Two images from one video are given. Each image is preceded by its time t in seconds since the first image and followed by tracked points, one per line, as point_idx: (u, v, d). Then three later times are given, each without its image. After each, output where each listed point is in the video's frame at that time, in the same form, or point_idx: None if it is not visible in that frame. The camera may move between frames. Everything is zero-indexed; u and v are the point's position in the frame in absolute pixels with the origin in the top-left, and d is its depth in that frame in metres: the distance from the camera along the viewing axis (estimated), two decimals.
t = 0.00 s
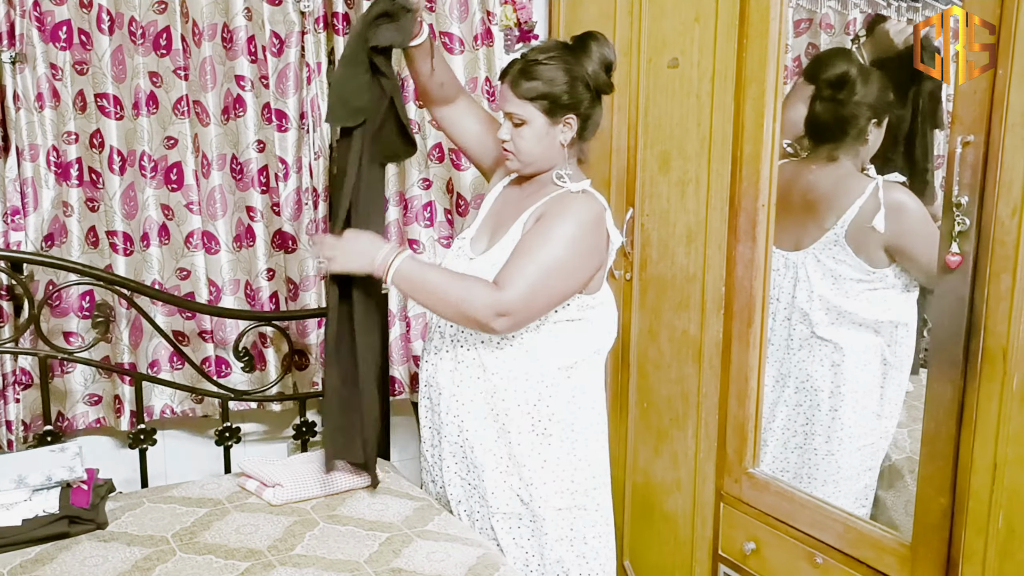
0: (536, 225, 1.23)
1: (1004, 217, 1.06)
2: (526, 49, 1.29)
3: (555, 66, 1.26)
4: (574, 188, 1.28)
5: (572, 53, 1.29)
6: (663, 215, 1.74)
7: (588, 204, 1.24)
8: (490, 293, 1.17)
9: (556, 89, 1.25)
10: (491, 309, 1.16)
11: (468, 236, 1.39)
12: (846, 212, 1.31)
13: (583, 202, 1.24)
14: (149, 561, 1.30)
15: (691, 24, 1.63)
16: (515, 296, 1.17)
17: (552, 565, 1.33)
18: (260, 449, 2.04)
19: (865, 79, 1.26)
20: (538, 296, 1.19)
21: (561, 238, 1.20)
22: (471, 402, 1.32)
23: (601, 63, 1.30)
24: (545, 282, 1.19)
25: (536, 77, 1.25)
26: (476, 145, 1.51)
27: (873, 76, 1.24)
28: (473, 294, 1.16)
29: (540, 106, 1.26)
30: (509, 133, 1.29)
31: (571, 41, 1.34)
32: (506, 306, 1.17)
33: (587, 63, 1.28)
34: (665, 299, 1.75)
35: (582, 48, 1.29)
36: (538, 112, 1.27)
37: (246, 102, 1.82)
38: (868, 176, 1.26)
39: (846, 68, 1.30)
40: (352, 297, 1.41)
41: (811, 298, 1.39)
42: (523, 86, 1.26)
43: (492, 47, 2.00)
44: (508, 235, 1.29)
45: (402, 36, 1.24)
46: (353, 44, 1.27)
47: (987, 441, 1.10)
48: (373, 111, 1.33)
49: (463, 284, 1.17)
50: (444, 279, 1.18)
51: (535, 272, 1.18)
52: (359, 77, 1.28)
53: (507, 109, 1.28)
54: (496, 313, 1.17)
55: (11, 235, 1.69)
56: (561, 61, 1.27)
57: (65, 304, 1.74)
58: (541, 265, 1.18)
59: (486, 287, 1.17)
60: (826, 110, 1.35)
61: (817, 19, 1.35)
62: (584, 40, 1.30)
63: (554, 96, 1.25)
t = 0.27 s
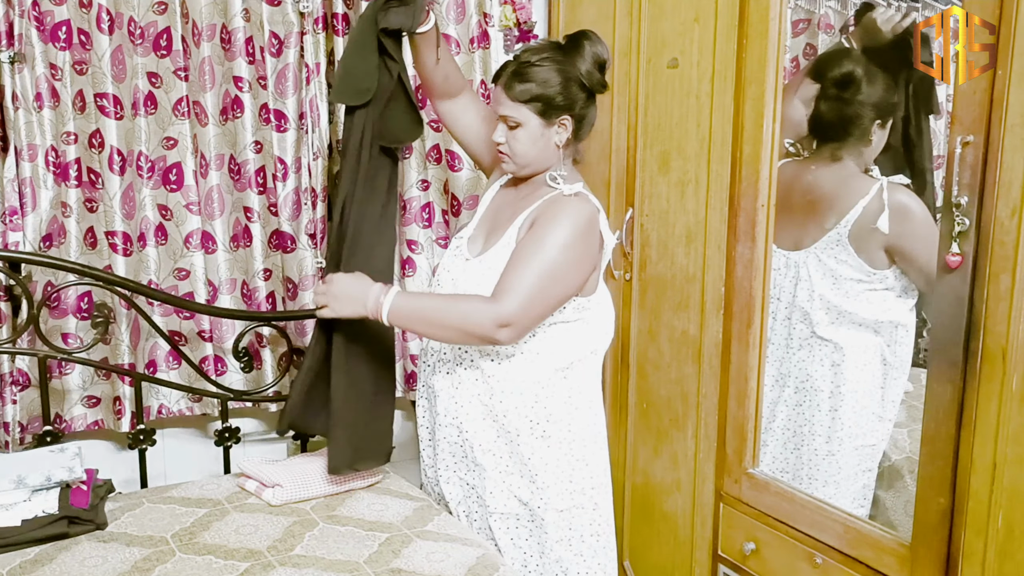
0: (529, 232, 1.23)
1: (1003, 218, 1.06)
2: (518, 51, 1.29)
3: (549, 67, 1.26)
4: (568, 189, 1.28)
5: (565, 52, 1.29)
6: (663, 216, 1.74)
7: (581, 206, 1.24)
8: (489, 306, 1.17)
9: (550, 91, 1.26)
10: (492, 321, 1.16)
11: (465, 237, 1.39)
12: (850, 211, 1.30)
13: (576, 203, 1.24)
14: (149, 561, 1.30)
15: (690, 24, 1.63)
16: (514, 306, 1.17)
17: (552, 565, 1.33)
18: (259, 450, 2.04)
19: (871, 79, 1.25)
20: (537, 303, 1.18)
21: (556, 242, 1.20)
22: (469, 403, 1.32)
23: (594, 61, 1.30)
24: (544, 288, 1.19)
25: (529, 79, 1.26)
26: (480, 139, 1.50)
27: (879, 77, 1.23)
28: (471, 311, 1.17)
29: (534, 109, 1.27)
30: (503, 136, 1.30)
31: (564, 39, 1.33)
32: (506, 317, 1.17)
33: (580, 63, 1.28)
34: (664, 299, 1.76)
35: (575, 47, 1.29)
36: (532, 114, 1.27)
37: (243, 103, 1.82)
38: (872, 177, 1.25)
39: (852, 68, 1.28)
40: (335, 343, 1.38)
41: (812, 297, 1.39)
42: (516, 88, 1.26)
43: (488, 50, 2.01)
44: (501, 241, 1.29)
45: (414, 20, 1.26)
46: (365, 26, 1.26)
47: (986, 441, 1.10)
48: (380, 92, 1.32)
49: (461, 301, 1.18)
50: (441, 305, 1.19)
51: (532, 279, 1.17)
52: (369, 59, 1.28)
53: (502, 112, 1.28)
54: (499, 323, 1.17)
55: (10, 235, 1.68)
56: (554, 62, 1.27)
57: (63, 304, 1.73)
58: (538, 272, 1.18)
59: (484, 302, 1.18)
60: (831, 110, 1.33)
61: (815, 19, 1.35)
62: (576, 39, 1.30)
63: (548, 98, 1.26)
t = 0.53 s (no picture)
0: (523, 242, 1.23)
1: (1003, 218, 1.06)
2: (515, 52, 1.29)
3: (547, 70, 1.27)
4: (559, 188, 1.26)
5: (562, 53, 1.29)
6: (663, 216, 1.74)
7: (568, 206, 1.24)
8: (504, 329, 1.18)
9: (549, 95, 1.26)
10: (513, 342, 1.18)
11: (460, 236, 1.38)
12: (858, 209, 1.29)
13: (563, 205, 1.24)
14: (149, 562, 1.30)
15: (690, 24, 1.63)
16: (530, 320, 1.17)
17: (550, 565, 1.32)
18: (259, 450, 2.04)
19: (878, 80, 1.23)
20: (552, 312, 1.19)
21: (551, 249, 1.20)
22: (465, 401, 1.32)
23: (591, 62, 1.30)
24: (554, 297, 1.19)
25: (528, 83, 1.26)
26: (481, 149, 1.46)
27: (886, 78, 1.22)
28: (488, 340, 1.19)
29: (533, 112, 1.27)
30: (500, 137, 1.29)
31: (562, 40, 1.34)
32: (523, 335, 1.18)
33: (577, 65, 1.29)
34: (663, 299, 1.76)
35: (572, 49, 1.30)
36: (531, 116, 1.27)
37: (242, 104, 1.82)
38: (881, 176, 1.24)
39: (858, 69, 1.27)
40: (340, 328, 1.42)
41: (816, 295, 1.38)
42: (515, 90, 1.26)
43: (483, 52, 2.03)
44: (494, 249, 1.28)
45: (447, 16, 1.25)
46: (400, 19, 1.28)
47: (986, 441, 1.10)
48: (411, 83, 1.36)
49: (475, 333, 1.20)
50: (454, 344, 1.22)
51: (541, 294, 1.18)
52: (400, 50, 1.32)
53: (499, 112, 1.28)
54: (519, 342, 1.17)
55: (10, 235, 1.67)
56: (552, 64, 1.27)
57: (64, 304, 1.74)
58: (545, 284, 1.18)
59: (497, 327, 1.19)
60: (836, 111, 1.32)
61: (814, 19, 1.35)
62: (573, 41, 1.31)
63: (547, 101, 1.27)
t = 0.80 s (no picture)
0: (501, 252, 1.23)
1: (1003, 218, 1.06)
2: (523, 54, 1.28)
3: (556, 75, 1.27)
4: (542, 208, 1.24)
5: (570, 56, 1.30)
6: (663, 216, 1.74)
7: (551, 226, 1.23)
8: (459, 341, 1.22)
9: (557, 101, 1.26)
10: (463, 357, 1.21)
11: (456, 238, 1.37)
12: (871, 216, 1.28)
13: (549, 225, 1.23)
14: (149, 562, 1.30)
15: (690, 24, 1.63)
16: (484, 339, 1.20)
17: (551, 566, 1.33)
18: (259, 450, 2.04)
19: (887, 86, 1.23)
20: (509, 334, 1.21)
21: (526, 268, 1.20)
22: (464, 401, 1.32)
23: (599, 67, 1.31)
24: (513, 319, 1.20)
25: (538, 87, 1.25)
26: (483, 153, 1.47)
27: (896, 83, 1.21)
28: (442, 352, 1.23)
29: (542, 121, 1.27)
30: (502, 138, 1.29)
31: (571, 43, 1.34)
32: (475, 351, 1.21)
33: (586, 68, 1.29)
34: (663, 299, 1.76)
35: (581, 54, 1.30)
36: (538, 122, 1.27)
37: (241, 104, 1.82)
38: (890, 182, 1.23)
39: (867, 73, 1.26)
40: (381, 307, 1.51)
41: (824, 295, 1.37)
42: (524, 89, 1.25)
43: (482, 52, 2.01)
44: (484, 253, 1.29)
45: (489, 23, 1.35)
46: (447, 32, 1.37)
47: (986, 441, 1.10)
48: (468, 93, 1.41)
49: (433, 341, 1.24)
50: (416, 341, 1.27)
51: (501, 313, 1.19)
52: (456, 59, 1.39)
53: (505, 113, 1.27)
54: (470, 357, 1.21)
55: (10, 235, 1.67)
56: (562, 66, 1.27)
57: (64, 304, 1.74)
58: (508, 302, 1.19)
59: (455, 336, 1.23)
60: (845, 110, 1.31)
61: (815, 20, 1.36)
62: (581, 45, 1.30)
63: (555, 108, 1.26)
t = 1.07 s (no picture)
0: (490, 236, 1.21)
1: (1002, 217, 1.06)
2: (526, 51, 1.28)
3: (554, 74, 1.26)
4: (536, 207, 1.24)
5: (572, 57, 1.29)
6: (663, 216, 1.74)
7: (543, 225, 1.22)
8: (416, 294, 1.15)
9: (552, 99, 1.26)
10: (416, 311, 1.15)
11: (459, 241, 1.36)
12: (875, 218, 1.27)
13: (541, 224, 1.22)
14: (149, 562, 1.30)
15: (689, 24, 1.63)
16: (444, 302, 1.14)
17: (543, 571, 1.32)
18: (258, 450, 2.04)
19: (889, 87, 1.21)
20: (466, 308, 1.16)
21: (511, 253, 1.18)
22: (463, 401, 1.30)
23: (600, 71, 1.29)
24: (475, 297, 1.16)
25: (535, 83, 1.25)
26: (490, 165, 1.63)
27: (896, 85, 1.19)
28: (395, 294, 1.16)
29: (537, 117, 1.27)
30: (500, 133, 1.29)
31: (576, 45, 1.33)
32: (431, 310, 1.14)
33: (586, 70, 1.28)
34: (663, 299, 1.75)
35: (583, 55, 1.29)
36: (533, 119, 1.27)
37: (239, 103, 1.82)
38: (891, 183, 1.22)
39: (869, 76, 1.25)
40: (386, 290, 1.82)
41: (830, 297, 1.36)
42: (519, 87, 1.26)
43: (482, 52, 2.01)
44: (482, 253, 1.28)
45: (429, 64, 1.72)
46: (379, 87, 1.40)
47: (986, 441, 1.10)
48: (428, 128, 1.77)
49: (388, 285, 1.16)
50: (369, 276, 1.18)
51: (467, 286, 1.16)
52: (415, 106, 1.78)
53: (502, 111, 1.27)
54: (420, 316, 1.15)
55: (10, 235, 1.67)
56: (561, 67, 1.27)
57: (63, 303, 1.74)
58: (475, 277, 1.16)
59: (414, 288, 1.16)
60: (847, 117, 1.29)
61: (812, 20, 1.36)
62: (584, 47, 1.30)
63: (549, 105, 1.26)
